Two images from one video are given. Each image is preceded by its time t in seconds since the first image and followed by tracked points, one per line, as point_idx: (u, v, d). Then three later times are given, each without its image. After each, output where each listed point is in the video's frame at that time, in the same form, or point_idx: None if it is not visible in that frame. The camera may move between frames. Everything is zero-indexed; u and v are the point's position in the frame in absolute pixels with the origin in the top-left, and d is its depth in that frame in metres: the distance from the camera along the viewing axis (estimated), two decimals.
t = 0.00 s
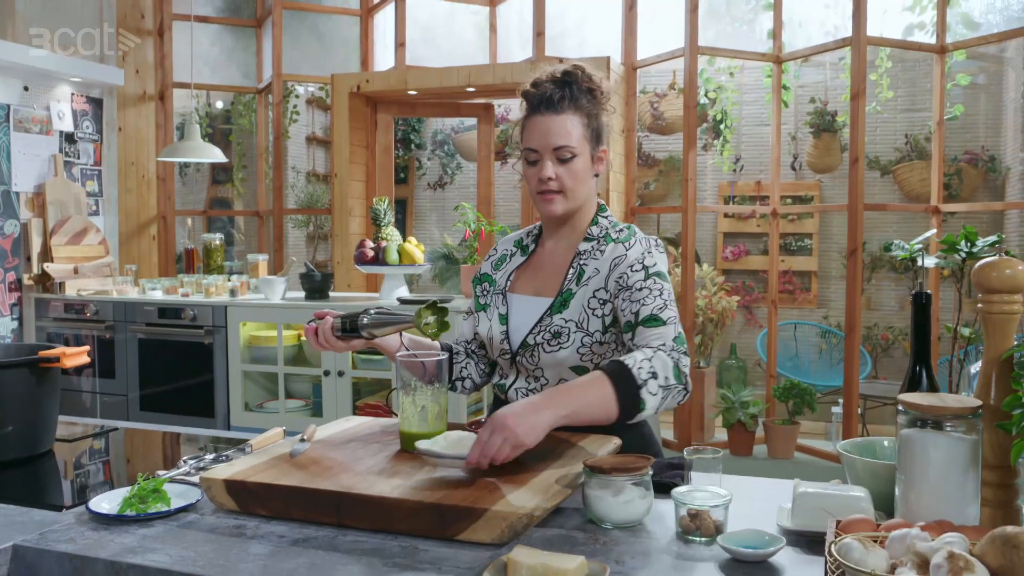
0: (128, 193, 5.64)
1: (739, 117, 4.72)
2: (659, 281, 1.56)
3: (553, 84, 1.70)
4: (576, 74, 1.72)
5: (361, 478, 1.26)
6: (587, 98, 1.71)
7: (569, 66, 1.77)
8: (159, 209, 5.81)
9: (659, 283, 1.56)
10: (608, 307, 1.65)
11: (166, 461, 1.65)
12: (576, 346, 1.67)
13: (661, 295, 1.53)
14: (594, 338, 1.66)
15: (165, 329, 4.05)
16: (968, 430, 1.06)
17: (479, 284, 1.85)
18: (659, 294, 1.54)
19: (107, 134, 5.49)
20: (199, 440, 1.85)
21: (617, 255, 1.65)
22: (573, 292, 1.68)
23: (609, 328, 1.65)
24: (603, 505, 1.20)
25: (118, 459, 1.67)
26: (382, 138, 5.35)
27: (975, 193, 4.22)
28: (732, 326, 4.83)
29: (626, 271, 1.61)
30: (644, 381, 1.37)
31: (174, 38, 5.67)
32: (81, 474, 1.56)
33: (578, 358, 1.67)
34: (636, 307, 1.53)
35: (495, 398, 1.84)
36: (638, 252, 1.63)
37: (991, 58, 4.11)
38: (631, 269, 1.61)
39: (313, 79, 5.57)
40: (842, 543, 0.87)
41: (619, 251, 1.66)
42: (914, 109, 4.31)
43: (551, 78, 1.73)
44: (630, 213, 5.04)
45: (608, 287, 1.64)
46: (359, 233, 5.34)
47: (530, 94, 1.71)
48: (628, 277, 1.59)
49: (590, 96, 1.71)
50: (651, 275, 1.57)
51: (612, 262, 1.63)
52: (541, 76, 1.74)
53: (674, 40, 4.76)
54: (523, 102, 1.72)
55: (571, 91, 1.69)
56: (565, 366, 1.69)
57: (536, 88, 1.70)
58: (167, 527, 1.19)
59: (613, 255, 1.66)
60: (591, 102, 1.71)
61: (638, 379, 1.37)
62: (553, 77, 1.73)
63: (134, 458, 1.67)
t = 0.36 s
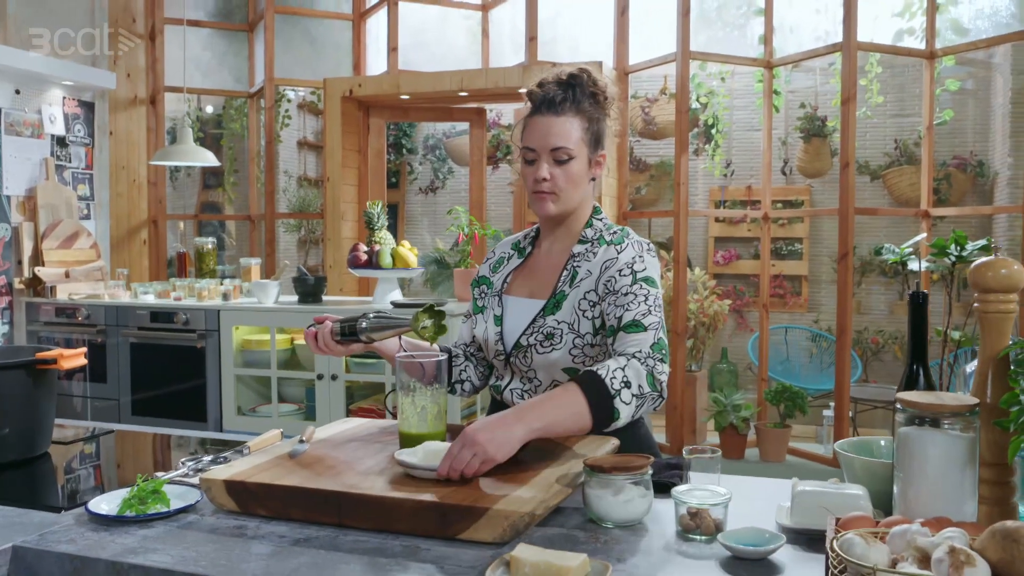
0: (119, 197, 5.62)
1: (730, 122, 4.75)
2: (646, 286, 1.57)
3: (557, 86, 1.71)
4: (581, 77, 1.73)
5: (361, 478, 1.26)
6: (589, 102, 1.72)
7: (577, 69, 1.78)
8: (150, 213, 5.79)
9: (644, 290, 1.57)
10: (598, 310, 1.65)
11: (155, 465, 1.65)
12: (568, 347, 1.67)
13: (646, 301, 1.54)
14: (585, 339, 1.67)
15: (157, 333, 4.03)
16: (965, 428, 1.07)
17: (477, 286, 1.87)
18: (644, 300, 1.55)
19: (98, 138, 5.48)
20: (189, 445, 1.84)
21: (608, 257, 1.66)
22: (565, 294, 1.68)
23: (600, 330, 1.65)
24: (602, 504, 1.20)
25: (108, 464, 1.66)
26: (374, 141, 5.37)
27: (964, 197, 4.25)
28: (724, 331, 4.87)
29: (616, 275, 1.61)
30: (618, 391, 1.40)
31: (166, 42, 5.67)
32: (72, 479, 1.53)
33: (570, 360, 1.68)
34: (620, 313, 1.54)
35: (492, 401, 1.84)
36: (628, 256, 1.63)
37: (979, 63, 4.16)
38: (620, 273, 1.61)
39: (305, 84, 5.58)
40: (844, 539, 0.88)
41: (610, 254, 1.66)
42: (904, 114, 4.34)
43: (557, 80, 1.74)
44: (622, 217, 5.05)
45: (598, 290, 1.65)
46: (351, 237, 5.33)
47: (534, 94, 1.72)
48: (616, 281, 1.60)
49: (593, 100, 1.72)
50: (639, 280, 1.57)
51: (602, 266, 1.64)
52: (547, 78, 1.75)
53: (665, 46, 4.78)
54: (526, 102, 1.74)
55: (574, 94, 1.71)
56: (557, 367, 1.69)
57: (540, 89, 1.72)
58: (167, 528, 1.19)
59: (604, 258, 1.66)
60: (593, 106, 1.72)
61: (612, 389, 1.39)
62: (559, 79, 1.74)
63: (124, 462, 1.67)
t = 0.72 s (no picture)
0: (107, 201, 5.59)
1: (719, 127, 4.77)
2: (654, 296, 1.61)
3: (561, 90, 1.72)
4: (581, 82, 1.75)
5: (362, 479, 1.25)
6: (591, 107, 1.73)
7: (571, 74, 1.80)
8: (139, 217, 5.76)
9: (652, 300, 1.61)
10: (601, 307, 1.66)
11: (145, 471, 1.58)
12: (569, 340, 1.67)
13: (655, 312, 1.59)
14: (587, 334, 1.67)
15: (147, 338, 4.00)
16: (966, 426, 1.07)
17: (464, 289, 1.86)
18: (652, 310, 1.60)
19: (86, 142, 5.45)
20: (178, 450, 1.78)
21: (612, 258, 1.69)
22: (566, 288, 1.69)
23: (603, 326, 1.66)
24: (604, 504, 1.20)
25: (96, 469, 1.60)
26: (365, 146, 5.35)
27: (952, 202, 4.29)
28: (714, 335, 4.86)
29: (625, 279, 1.64)
30: (642, 390, 1.49)
31: (155, 46, 5.65)
32: (61, 484, 1.49)
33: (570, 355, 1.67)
34: (631, 323, 1.58)
35: (481, 404, 1.80)
36: (636, 260, 1.67)
37: (967, 69, 4.19)
38: (630, 276, 1.64)
39: (295, 88, 5.56)
40: (851, 535, 0.88)
41: (613, 255, 1.69)
42: (892, 119, 4.37)
43: (556, 84, 1.74)
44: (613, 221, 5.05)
45: (602, 288, 1.67)
46: (341, 242, 5.31)
47: (537, 97, 1.73)
48: (624, 284, 1.63)
49: (593, 105, 1.74)
50: (646, 290, 1.61)
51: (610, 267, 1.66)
52: (545, 81, 1.75)
53: (655, 51, 4.80)
54: (528, 104, 1.74)
55: (577, 99, 1.72)
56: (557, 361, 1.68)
57: (543, 92, 1.72)
58: (166, 530, 1.18)
59: (610, 260, 1.69)
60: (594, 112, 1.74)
61: (640, 385, 1.49)
62: (558, 82, 1.75)
63: (112, 467, 1.61)
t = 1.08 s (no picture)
0: (95, 205, 5.58)
1: (709, 132, 4.77)
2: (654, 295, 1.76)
3: (550, 97, 1.79)
4: (571, 90, 1.81)
5: (365, 480, 1.25)
6: (579, 116, 1.81)
7: (562, 81, 1.86)
8: (127, 221, 5.76)
9: (653, 298, 1.76)
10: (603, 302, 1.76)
11: (133, 477, 1.55)
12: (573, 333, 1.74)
13: (658, 310, 1.75)
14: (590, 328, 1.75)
15: (136, 342, 3.97)
16: (971, 423, 1.07)
17: (448, 291, 1.88)
18: (653, 308, 1.75)
19: (75, 145, 5.49)
20: (166, 457, 1.74)
21: (608, 257, 1.80)
22: (565, 282, 1.77)
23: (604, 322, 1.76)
24: (609, 504, 1.19)
25: (83, 476, 1.56)
26: (355, 150, 5.33)
27: (939, 207, 4.32)
28: (704, 339, 4.90)
29: (627, 277, 1.77)
30: (665, 380, 1.61)
31: (144, 49, 5.65)
32: (49, 488, 1.46)
33: (572, 349, 1.73)
34: (640, 318, 1.72)
35: (469, 406, 1.79)
36: (632, 259, 1.80)
37: (954, 74, 4.23)
38: (631, 274, 1.78)
39: (285, 92, 5.54)
40: (863, 532, 0.88)
41: (606, 255, 1.81)
42: (880, 124, 4.40)
43: (547, 91, 1.81)
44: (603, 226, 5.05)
45: (603, 285, 1.77)
46: (331, 246, 5.32)
47: (527, 103, 1.79)
48: (625, 282, 1.76)
49: (581, 114, 1.82)
50: (647, 289, 1.76)
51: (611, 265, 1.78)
52: (536, 86, 1.82)
53: (645, 57, 4.82)
54: (518, 109, 1.80)
55: (566, 108, 1.79)
56: (559, 354, 1.73)
57: (534, 98, 1.79)
58: (166, 532, 1.17)
59: (606, 258, 1.80)
60: (582, 121, 1.82)
61: (664, 375, 1.61)
62: (549, 89, 1.82)
63: (101, 474, 1.57)
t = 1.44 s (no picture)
0: (82, 208, 5.59)
1: (700, 135, 4.77)
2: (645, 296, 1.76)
3: (528, 93, 1.82)
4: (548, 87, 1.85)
5: (368, 481, 1.23)
6: (556, 111, 1.85)
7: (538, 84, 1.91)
8: (115, 224, 5.74)
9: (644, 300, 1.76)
10: (595, 301, 1.75)
11: (121, 481, 1.51)
12: (564, 330, 1.73)
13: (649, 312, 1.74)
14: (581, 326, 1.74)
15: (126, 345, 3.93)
16: (979, 421, 1.07)
17: (434, 293, 1.86)
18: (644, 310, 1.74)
19: (63, 146, 5.50)
20: (152, 460, 1.69)
21: (596, 254, 1.79)
22: (554, 280, 1.76)
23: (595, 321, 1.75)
24: (616, 503, 1.18)
25: (71, 480, 1.52)
26: (345, 151, 5.31)
27: (927, 209, 4.35)
28: (694, 341, 4.88)
29: (618, 277, 1.76)
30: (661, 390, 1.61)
31: (132, 51, 5.63)
32: (38, 492, 1.43)
33: (563, 345, 1.73)
34: (633, 321, 1.72)
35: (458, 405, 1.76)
36: (620, 258, 1.79)
37: (943, 77, 4.26)
38: (620, 274, 1.77)
39: (275, 94, 5.50)
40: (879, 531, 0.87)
41: (594, 252, 1.80)
42: (869, 128, 4.42)
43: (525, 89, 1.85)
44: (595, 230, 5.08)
45: (594, 283, 1.76)
46: (321, 248, 5.29)
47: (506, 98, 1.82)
48: (616, 282, 1.75)
49: (559, 110, 1.85)
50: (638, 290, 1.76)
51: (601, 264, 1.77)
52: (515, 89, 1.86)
53: (636, 59, 4.82)
54: (497, 106, 1.83)
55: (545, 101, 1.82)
56: (551, 351, 1.72)
57: (513, 94, 1.82)
58: (168, 534, 1.15)
59: (595, 255, 1.79)
60: (559, 116, 1.85)
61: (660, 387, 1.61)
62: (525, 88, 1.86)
63: (89, 478, 1.54)
